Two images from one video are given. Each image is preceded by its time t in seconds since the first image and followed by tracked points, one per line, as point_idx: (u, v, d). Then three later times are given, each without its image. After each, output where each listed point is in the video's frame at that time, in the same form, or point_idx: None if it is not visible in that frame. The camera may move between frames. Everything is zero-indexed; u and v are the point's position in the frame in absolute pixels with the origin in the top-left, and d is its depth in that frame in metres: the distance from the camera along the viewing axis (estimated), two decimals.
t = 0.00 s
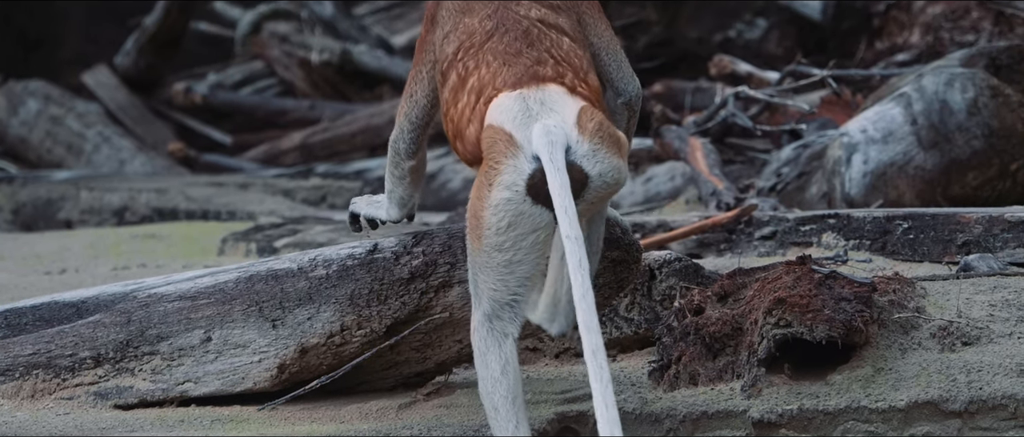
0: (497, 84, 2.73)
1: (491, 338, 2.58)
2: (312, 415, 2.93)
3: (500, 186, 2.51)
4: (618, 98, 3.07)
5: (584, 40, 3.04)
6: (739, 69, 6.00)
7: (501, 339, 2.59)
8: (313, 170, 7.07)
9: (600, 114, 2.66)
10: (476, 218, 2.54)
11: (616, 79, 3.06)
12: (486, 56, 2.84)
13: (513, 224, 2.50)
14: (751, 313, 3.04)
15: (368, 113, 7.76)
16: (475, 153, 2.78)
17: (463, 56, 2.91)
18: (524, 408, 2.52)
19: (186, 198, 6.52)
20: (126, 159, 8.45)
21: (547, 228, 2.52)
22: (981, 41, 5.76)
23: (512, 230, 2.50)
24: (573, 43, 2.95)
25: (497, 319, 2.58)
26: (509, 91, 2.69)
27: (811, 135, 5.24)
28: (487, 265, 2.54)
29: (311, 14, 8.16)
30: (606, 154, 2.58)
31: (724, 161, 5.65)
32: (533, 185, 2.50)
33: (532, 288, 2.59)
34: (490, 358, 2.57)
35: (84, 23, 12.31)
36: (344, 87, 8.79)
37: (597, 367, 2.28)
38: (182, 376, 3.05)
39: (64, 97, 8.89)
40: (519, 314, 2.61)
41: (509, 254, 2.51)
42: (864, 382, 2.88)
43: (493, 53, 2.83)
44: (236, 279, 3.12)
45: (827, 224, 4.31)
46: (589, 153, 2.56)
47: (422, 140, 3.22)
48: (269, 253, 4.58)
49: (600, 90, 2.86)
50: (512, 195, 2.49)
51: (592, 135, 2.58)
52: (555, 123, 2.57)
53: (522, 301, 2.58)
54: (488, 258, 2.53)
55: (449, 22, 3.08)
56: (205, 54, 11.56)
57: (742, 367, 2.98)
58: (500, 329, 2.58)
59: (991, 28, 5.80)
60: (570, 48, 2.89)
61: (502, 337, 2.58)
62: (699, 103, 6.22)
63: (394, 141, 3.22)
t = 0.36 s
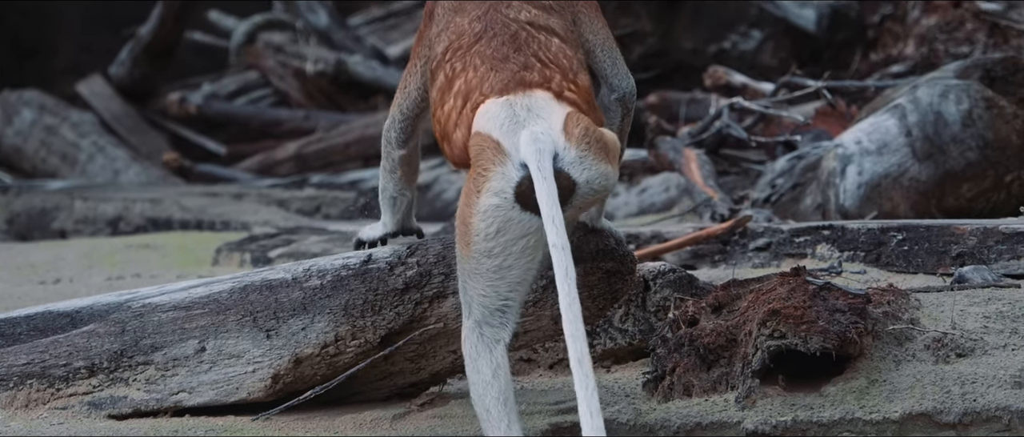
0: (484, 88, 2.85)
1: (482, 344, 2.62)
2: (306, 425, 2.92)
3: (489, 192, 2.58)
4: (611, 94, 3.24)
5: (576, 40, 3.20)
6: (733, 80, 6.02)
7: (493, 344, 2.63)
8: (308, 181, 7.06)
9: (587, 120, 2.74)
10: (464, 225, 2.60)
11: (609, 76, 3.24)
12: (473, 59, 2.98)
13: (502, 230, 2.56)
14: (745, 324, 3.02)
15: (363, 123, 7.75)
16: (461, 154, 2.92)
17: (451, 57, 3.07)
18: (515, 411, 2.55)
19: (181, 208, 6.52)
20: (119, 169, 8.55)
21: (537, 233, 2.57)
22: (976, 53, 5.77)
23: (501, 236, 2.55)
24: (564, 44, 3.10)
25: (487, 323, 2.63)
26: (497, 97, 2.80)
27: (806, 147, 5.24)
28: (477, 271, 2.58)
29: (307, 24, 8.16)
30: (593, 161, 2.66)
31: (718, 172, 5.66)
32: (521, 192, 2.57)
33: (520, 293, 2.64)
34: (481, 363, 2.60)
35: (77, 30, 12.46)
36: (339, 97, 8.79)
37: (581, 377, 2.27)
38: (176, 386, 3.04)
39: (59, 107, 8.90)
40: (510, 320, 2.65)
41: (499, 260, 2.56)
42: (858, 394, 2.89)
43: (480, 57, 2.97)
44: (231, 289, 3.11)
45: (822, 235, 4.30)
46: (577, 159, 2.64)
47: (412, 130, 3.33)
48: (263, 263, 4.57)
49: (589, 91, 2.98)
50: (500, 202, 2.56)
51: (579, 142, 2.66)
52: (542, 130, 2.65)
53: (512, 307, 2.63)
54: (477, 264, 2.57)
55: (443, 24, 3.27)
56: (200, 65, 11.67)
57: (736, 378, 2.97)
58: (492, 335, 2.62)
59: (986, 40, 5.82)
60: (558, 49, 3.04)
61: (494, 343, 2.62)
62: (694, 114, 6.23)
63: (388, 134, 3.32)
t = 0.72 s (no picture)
0: (470, 93, 2.88)
1: (473, 347, 2.65)
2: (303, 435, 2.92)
3: (474, 195, 2.64)
4: (607, 90, 3.22)
5: (568, 41, 3.20)
6: (730, 91, 6.03)
7: (483, 346, 2.66)
8: (305, 192, 7.06)
9: (571, 124, 2.81)
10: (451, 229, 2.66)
11: (604, 73, 3.23)
12: (461, 63, 2.99)
13: (488, 232, 2.61)
14: (742, 334, 3.04)
15: (360, 134, 7.76)
16: (449, 156, 2.96)
17: (440, 59, 3.08)
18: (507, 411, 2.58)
19: (177, 219, 6.52)
20: (118, 180, 8.42)
21: (523, 235, 2.64)
22: (972, 63, 5.77)
23: (487, 237, 2.61)
24: (555, 46, 3.11)
25: (476, 326, 2.65)
26: (481, 103, 2.83)
27: (802, 157, 5.25)
28: (464, 274, 2.63)
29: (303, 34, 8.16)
30: (577, 165, 2.74)
31: (715, 183, 5.66)
32: (506, 196, 2.64)
33: (509, 295, 2.67)
34: (473, 365, 2.63)
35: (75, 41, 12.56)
36: (336, 108, 8.80)
37: (568, 378, 2.30)
38: (173, 397, 3.03)
39: (55, 118, 8.91)
40: (500, 322, 2.67)
41: (486, 262, 2.61)
42: (855, 403, 2.88)
43: (468, 61, 2.98)
44: (227, 301, 3.11)
45: (818, 245, 4.30)
46: (561, 164, 2.72)
47: (411, 130, 3.25)
48: (260, 274, 4.57)
49: (579, 93, 3.00)
50: (485, 205, 2.62)
51: (563, 146, 2.73)
52: (527, 134, 2.72)
53: (501, 309, 2.66)
54: (464, 267, 2.62)
55: (436, 27, 3.26)
56: (196, 75, 11.70)
57: (733, 389, 2.98)
58: (482, 337, 2.64)
59: (983, 50, 5.79)
60: (547, 52, 3.04)
61: (484, 345, 2.64)
62: (690, 124, 6.23)
63: (387, 133, 3.24)
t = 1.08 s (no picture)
0: (456, 97, 2.91)
1: (463, 348, 2.69)
2: None
3: (459, 197, 2.67)
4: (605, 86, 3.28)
5: (563, 44, 3.23)
6: (729, 101, 6.03)
7: (474, 347, 2.70)
8: (304, 202, 7.06)
9: (557, 128, 2.82)
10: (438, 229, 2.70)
11: (603, 72, 3.30)
12: (450, 67, 3.01)
13: (474, 232, 2.65)
14: (741, 345, 3.04)
15: (359, 145, 7.77)
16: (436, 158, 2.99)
17: (431, 62, 3.11)
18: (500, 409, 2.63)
19: (176, 229, 6.52)
20: (116, 190, 8.50)
21: (508, 237, 2.67)
22: (971, 73, 5.77)
23: (472, 239, 2.65)
24: (547, 51, 3.12)
25: (466, 327, 2.69)
26: (467, 107, 2.85)
27: (801, 167, 5.24)
28: (451, 276, 2.67)
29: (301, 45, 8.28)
30: (561, 168, 2.76)
31: (714, 193, 5.66)
32: (490, 199, 2.66)
33: (498, 294, 2.72)
34: (465, 366, 2.68)
35: (75, 47, 12.66)
36: (334, 119, 8.77)
37: (551, 383, 2.35)
38: (172, 408, 3.02)
39: (54, 128, 8.91)
40: (489, 322, 2.72)
41: (472, 263, 2.65)
42: (854, 414, 2.87)
43: (457, 65, 3.00)
44: (226, 312, 3.09)
45: (817, 256, 4.31)
46: (545, 167, 2.74)
47: (408, 125, 3.24)
48: (258, 285, 4.56)
49: (569, 97, 3.00)
50: (469, 207, 2.66)
51: (547, 150, 2.75)
52: (511, 138, 2.74)
53: (490, 308, 2.70)
54: (451, 268, 2.66)
55: (431, 29, 3.29)
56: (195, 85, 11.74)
57: (732, 399, 2.96)
58: (472, 337, 2.69)
59: (981, 61, 5.84)
60: (537, 57, 3.05)
61: (474, 346, 2.68)
62: (689, 135, 6.22)
63: (383, 129, 3.24)
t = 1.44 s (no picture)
0: (445, 99, 2.94)
1: (455, 348, 2.69)
2: None
3: (441, 197, 2.68)
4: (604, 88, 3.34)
5: (562, 49, 3.31)
6: (727, 113, 6.04)
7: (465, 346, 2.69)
8: (302, 215, 7.07)
9: (541, 127, 2.83)
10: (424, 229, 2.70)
11: (602, 73, 3.35)
12: (444, 69, 3.06)
13: (458, 231, 2.65)
14: (739, 357, 3.03)
15: (357, 158, 7.78)
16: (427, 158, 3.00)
17: (427, 64, 3.16)
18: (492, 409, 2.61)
19: (175, 242, 6.54)
20: (114, 203, 8.54)
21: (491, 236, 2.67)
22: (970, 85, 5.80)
23: (457, 236, 2.65)
24: (542, 56, 3.17)
25: (454, 326, 2.68)
26: (454, 108, 2.88)
27: (800, 180, 5.24)
28: (438, 275, 2.67)
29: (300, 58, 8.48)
30: (543, 167, 2.76)
31: (713, 205, 5.65)
32: (472, 198, 2.67)
33: (486, 293, 2.71)
34: (457, 366, 2.67)
35: (75, 58, 12.70)
36: (333, 132, 8.76)
37: (530, 387, 2.37)
38: (171, 421, 2.98)
39: (52, 142, 8.91)
40: (478, 320, 2.71)
41: (458, 261, 2.65)
42: (853, 426, 2.86)
43: (450, 67, 3.05)
44: (224, 325, 3.10)
45: (816, 268, 4.31)
46: (526, 166, 2.74)
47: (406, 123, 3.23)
48: (257, 298, 4.56)
49: (560, 101, 3.04)
50: (451, 207, 2.66)
51: (529, 149, 2.75)
52: (493, 139, 2.75)
53: (478, 307, 2.69)
54: (437, 266, 2.66)
55: (433, 32, 3.38)
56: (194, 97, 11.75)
57: (732, 411, 2.95)
58: (462, 337, 2.68)
59: (979, 72, 5.87)
60: (529, 61, 3.10)
61: (465, 344, 2.67)
62: (687, 147, 6.23)
63: (382, 126, 3.23)
